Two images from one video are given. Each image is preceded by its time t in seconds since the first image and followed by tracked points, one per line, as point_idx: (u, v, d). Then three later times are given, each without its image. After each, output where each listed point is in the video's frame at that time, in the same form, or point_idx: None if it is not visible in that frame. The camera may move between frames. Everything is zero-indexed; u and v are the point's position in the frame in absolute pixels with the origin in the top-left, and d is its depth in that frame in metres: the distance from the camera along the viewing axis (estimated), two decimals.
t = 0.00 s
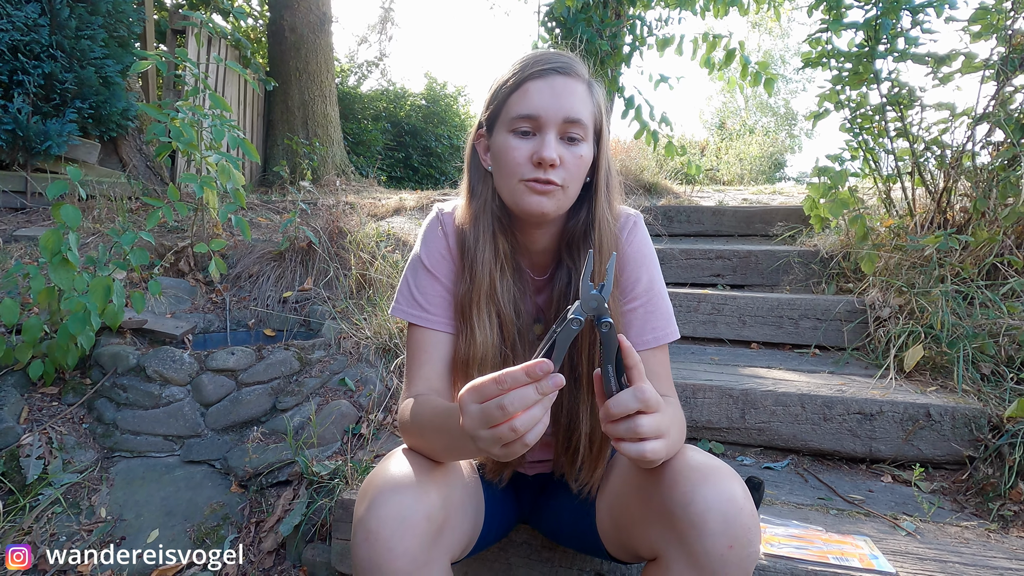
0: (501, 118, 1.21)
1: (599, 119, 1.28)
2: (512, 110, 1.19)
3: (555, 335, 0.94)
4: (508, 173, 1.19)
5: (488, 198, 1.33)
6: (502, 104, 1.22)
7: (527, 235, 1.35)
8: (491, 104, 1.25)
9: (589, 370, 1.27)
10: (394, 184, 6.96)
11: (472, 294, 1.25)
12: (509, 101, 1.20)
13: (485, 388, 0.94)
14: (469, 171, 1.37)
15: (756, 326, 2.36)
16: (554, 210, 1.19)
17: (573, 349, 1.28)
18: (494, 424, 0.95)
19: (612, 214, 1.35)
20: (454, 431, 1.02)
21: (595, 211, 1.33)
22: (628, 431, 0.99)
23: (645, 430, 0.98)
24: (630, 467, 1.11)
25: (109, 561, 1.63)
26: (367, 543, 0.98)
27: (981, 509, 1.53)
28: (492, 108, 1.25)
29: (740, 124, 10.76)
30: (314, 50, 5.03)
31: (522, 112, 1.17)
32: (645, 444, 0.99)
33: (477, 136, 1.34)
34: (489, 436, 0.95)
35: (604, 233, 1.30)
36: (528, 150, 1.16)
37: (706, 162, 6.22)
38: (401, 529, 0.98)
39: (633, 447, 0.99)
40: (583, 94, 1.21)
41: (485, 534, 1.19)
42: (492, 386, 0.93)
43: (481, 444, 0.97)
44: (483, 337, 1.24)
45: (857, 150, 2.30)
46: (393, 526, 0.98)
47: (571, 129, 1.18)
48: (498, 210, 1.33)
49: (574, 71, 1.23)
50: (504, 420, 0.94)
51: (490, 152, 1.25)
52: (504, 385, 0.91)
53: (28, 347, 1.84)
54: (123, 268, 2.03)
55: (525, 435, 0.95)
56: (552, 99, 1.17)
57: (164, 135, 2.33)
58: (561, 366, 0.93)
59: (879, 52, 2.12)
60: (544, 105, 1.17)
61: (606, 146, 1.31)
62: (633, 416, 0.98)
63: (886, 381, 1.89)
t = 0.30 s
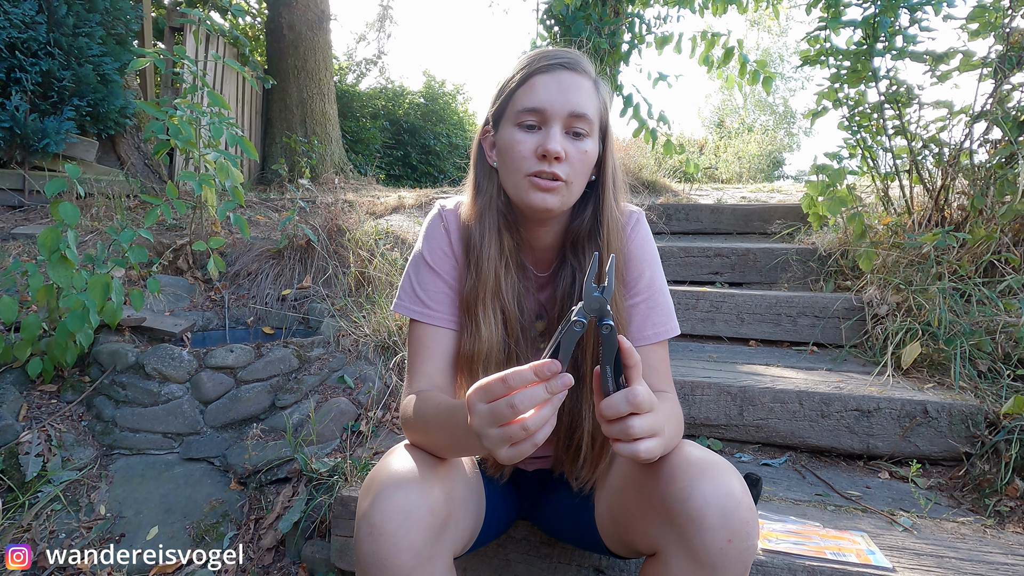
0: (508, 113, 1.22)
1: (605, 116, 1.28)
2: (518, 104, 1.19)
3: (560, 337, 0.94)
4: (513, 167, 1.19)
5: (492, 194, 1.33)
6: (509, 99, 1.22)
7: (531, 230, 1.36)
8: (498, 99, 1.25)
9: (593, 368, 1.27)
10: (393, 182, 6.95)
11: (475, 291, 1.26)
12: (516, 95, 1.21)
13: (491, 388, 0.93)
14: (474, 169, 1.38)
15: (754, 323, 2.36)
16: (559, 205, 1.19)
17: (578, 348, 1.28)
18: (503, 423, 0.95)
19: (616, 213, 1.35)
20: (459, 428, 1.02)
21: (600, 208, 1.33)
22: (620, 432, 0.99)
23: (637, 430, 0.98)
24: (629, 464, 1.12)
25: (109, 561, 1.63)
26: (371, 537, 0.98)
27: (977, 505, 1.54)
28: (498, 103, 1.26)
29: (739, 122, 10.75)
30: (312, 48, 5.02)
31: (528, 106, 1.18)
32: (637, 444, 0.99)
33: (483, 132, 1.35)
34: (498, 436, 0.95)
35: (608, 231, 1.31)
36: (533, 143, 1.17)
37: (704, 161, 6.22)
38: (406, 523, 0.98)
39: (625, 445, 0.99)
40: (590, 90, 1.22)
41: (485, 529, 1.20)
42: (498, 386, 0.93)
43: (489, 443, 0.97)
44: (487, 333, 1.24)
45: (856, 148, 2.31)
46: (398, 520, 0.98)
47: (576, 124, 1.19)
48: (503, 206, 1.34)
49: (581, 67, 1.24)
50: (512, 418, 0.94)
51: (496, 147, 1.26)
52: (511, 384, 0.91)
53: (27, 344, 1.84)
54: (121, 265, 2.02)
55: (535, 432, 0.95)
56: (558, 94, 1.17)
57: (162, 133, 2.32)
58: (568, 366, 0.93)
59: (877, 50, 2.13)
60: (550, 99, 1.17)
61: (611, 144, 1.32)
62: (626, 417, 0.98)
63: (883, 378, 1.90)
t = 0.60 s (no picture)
0: (509, 110, 1.22)
1: (606, 115, 1.28)
2: (519, 102, 1.20)
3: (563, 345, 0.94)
4: (514, 164, 1.20)
5: (494, 191, 1.34)
6: (510, 96, 1.23)
7: (532, 228, 1.36)
8: (499, 97, 1.26)
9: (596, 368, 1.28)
10: (391, 180, 6.94)
11: (476, 290, 1.26)
12: (518, 92, 1.21)
13: (500, 396, 0.93)
14: (475, 167, 1.38)
15: (752, 321, 2.37)
16: (559, 201, 1.19)
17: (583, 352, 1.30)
18: (510, 430, 0.94)
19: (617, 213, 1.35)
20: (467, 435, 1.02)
21: (600, 207, 1.33)
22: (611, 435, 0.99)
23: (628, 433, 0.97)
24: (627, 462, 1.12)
25: (109, 561, 1.63)
26: (372, 535, 0.98)
27: (973, 502, 1.54)
28: (500, 100, 1.26)
29: (738, 120, 10.75)
30: (310, 46, 5.01)
31: (530, 103, 1.18)
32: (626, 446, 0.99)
33: (484, 131, 1.35)
34: (506, 444, 0.95)
35: (609, 229, 1.31)
36: (535, 140, 1.17)
37: (702, 159, 6.21)
38: (407, 522, 0.98)
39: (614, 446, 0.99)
40: (591, 88, 1.22)
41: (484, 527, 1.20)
42: (507, 395, 0.92)
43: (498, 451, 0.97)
44: (490, 331, 1.24)
45: (853, 147, 2.31)
46: (399, 520, 0.98)
47: (577, 121, 1.19)
48: (504, 203, 1.34)
49: (582, 65, 1.24)
50: (520, 427, 0.94)
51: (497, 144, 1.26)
52: (519, 393, 0.91)
53: (25, 343, 1.84)
54: (119, 264, 2.02)
55: (544, 443, 0.94)
56: (559, 91, 1.18)
57: (159, 131, 2.32)
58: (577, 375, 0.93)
59: (875, 49, 2.13)
60: (551, 96, 1.17)
61: (612, 143, 1.32)
62: (617, 422, 0.98)
63: (880, 376, 1.90)
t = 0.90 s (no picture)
0: (505, 108, 1.22)
1: (603, 110, 1.28)
2: (515, 99, 1.20)
3: (561, 322, 0.94)
4: (510, 161, 1.20)
5: (492, 186, 1.34)
6: (506, 93, 1.23)
7: (530, 223, 1.36)
8: (496, 94, 1.26)
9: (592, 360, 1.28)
10: (390, 179, 6.94)
11: (475, 285, 1.26)
12: (514, 89, 1.21)
13: (495, 385, 0.94)
14: (473, 163, 1.38)
15: (750, 319, 2.37)
16: (554, 197, 1.19)
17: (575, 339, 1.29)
18: (512, 420, 0.95)
19: (614, 209, 1.35)
20: (467, 432, 1.02)
21: (597, 203, 1.34)
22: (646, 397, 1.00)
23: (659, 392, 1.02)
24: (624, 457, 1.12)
25: (108, 561, 1.62)
26: (373, 531, 0.99)
27: (969, 498, 1.55)
28: (496, 97, 1.26)
29: (737, 119, 10.75)
30: (309, 44, 5.00)
31: (525, 100, 1.18)
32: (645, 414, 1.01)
33: (481, 127, 1.35)
34: (511, 433, 0.95)
35: (606, 225, 1.32)
36: (530, 136, 1.17)
37: (701, 158, 6.21)
38: (409, 518, 0.99)
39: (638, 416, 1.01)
40: (587, 85, 1.22)
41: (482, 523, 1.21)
42: (501, 382, 0.93)
43: (503, 444, 0.97)
44: (490, 326, 1.25)
45: (851, 145, 2.31)
46: (400, 516, 0.99)
47: (573, 118, 1.19)
48: (502, 199, 1.34)
49: (578, 61, 1.24)
50: (521, 415, 0.94)
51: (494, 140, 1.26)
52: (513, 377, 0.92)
53: (22, 340, 1.85)
54: (117, 262, 2.02)
55: (547, 424, 0.95)
56: (555, 88, 1.18)
57: (157, 129, 2.32)
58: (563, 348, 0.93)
59: (873, 46, 2.13)
60: (547, 93, 1.17)
61: (609, 139, 1.32)
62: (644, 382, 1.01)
63: (877, 373, 1.91)
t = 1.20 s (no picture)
0: (500, 107, 1.22)
1: (598, 107, 1.28)
2: (510, 98, 1.20)
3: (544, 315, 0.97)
4: (507, 160, 1.20)
5: (490, 185, 1.34)
6: (502, 93, 1.23)
7: (528, 221, 1.37)
8: (492, 93, 1.26)
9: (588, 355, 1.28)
10: (389, 178, 6.94)
11: (475, 283, 1.26)
12: (509, 88, 1.21)
13: (482, 380, 0.94)
14: (471, 161, 1.38)
15: (749, 318, 2.38)
16: (551, 195, 1.20)
17: (571, 335, 1.30)
18: (499, 416, 0.96)
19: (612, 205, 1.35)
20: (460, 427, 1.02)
21: (594, 199, 1.34)
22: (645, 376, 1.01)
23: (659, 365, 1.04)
24: (620, 455, 1.13)
25: (109, 561, 1.62)
26: (376, 529, 0.99)
27: (967, 497, 1.55)
28: (493, 97, 1.27)
29: (736, 118, 10.75)
30: (308, 43, 5.00)
31: (520, 99, 1.18)
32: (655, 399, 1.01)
33: (478, 125, 1.35)
34: (498, 428, 0.96)
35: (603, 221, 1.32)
36: (526, 136, 1.17)
37: (700, 157, 6.21)
38: (411, 515, 0.99)
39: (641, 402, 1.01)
40: (582, 82, 1.22)
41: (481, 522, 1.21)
42: (489, 377, 0.93)
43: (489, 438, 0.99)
44: (491, 323, 1.25)
45: (850, 143, 2.31)
46: (403, 513, 0.99)
47: (568, 116, 1.19)
48: (501, 197, 1.34)
49: (572, 59, 1.24)
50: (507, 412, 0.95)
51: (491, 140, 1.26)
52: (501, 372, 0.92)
53: (22, 339, 1.84)
54: (116, 260, 2.02)
55: (536, 421, 0.96)
56: (550, 86, 1.18)
57: (156, 128, 2.31)
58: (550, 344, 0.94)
59: (873, 45, 2.13)
60: (542, 91, 1.17)
61: (605, 135, 1.32)
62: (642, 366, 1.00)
63: (876, 372, 1.91)
